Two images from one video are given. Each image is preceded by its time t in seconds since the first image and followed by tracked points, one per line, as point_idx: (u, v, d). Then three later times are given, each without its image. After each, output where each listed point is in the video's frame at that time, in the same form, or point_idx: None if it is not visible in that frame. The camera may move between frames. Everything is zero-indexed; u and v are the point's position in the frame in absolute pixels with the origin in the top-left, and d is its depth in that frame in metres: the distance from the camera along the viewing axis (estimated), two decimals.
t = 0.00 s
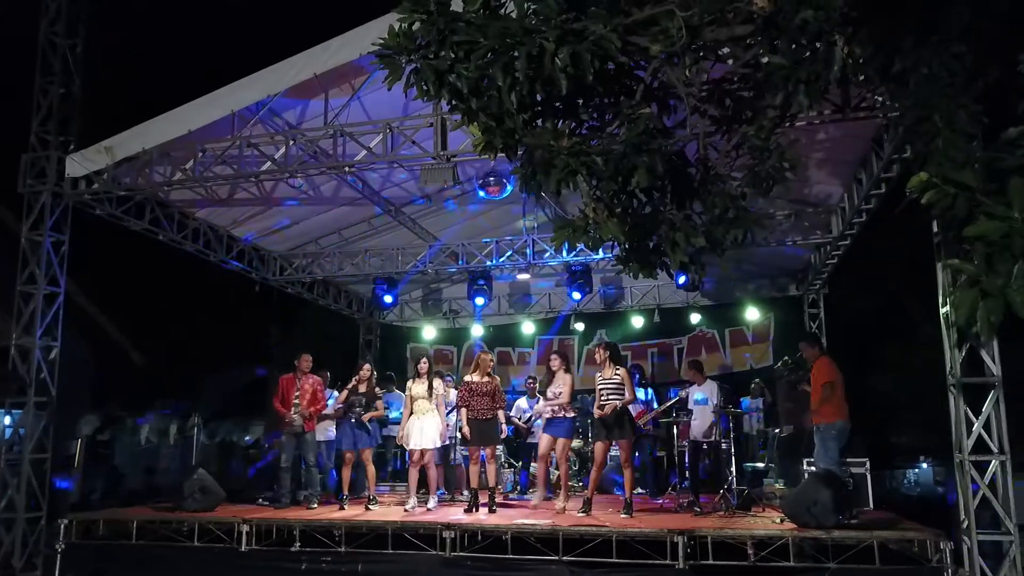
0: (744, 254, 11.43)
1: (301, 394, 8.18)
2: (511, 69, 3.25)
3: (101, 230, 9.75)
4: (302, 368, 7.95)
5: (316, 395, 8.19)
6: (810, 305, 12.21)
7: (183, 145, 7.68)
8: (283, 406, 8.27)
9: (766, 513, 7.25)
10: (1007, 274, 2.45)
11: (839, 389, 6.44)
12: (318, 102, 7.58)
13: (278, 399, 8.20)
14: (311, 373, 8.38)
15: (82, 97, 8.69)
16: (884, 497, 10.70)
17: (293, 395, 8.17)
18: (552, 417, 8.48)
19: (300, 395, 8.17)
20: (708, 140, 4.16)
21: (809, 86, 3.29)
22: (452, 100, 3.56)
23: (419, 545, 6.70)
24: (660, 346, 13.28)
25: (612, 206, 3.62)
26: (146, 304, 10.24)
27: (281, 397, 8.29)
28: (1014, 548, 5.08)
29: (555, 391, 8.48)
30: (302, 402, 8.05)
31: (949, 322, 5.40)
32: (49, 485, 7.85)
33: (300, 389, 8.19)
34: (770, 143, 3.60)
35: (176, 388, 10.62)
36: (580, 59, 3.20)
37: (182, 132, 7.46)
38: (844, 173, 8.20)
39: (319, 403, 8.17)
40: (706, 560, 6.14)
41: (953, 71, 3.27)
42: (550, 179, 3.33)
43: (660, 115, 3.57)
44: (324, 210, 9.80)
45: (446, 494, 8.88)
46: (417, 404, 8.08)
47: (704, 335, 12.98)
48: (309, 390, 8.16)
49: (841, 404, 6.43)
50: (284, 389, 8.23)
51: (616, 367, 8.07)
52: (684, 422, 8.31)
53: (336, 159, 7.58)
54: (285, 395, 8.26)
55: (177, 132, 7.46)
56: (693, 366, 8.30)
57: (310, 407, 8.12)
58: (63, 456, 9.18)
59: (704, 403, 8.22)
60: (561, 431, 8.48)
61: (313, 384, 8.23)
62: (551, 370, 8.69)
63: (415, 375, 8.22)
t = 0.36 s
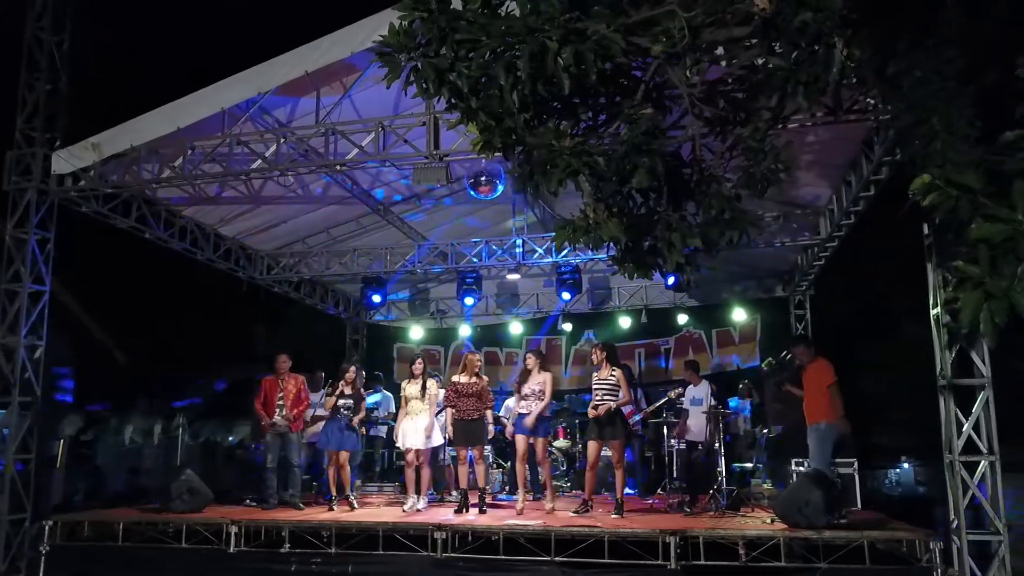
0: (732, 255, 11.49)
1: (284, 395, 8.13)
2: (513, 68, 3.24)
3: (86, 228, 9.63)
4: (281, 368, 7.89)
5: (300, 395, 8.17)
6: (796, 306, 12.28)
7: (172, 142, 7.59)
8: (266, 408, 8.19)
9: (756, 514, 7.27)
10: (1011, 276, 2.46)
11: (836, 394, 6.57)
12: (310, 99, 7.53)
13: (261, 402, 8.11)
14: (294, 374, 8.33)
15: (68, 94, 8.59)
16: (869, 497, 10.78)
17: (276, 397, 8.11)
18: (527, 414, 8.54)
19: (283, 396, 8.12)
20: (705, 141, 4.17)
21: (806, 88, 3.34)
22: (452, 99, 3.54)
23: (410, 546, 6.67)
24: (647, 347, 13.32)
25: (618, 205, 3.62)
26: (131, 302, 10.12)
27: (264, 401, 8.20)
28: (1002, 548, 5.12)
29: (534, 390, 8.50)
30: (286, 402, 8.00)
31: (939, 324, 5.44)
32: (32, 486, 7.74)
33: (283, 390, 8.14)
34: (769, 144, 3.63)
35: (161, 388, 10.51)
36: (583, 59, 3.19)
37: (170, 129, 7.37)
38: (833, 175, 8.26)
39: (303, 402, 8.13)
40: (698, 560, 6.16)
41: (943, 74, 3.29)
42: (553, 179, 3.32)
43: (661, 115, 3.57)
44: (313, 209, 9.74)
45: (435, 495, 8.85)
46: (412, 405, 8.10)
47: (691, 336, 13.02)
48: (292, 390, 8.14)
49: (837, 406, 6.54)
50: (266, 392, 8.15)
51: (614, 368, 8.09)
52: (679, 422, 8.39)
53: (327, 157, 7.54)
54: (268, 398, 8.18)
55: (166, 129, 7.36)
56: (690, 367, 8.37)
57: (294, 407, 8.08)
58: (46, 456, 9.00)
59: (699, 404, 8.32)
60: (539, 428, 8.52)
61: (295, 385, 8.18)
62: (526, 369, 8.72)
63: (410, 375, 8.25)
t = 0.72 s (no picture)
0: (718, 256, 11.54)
1: (273, 394, 8.07)
2: (513, 67, 3.23)
3: (69, 226, 9.51)
4: (270, 368, 7.83)
5: (289, 393, 8.12)
6: (780, 307, 12.36)
7: (159, 138, 7.50)
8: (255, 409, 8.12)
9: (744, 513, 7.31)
10: (1012, 277, 2.49)
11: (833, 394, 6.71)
12: (299, 97, 7.47)
13: (251, 403, 8.05)
14: (281, 372, 8.28)
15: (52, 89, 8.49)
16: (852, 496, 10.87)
17: (265, 396, 8.05)
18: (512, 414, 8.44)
19: (272, 395, 8.06)
20: (698, 142, 4.18)
21: (803, 89, 3.36)
22: (449, 99, 3.52)
23: (399, 547, 6.64)
24: (633, 347, 13.35)
25: (616, 206, 3.62)
26: (114, 300, 10.00)
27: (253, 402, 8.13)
28: (989, 547, 5.18)
29: (514, 390, 8.35)
30: (275, 401, 7.95)
31: (928, 325, 5.50)
32: (14, 486, 7.63)
33: (272, 390, 8.08)
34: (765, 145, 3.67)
35: (144, 387, 10.40)
36: (584, 58, 3.18)
37: (156, 126, 7.27)
38: (820, 177, 8.33)
39: (291, 401, 8.08)
40: (688, 560, 6.17)
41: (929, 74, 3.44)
42: (553, 179, 3.31)
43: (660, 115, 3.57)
44: (300, 207, 9.66)
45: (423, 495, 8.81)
46: (397, 405, 8.05)
47: (676, 336, 13.06)
48: (282, 388, 8.09)
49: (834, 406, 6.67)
50: (255, 392, 8.09)
51: (595, 368, 8.16)
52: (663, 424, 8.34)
53: (316, 155, 7.49)
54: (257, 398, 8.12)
55: (153, 126, 7.27)
56: (672, 368, 8.38)
57: (283, 406, 8.03)
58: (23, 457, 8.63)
59: (682, 405, 8.33)
60: (519, 427, 8.40)
61: (283, 383, 8.13)
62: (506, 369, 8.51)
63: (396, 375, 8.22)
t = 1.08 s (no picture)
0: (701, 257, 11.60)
1: (270, 393, 8.00)
2: (512, 66, 3.24)
3: (50, 222, 9.38)
4: (271, 367, 7.78)
5: (287, 393, 8.08)
6: (762, 308, 12.44)
7: (143, 135, 7.42)
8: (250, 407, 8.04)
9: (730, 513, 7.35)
10: (1013, 278, 2.50)
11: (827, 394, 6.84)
12: (286, 95, 7.41)
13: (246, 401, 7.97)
14: (277, 371, 8.23)
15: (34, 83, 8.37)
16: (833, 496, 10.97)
17: (262, 395, 7.98)
18: (500, 415, 8.28)
19: (269, 395, 7.99)
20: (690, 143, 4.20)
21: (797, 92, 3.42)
22: (446, 97, 3.51)
23: (386, 548, 6.60)
24: (616, 347, 13.38)
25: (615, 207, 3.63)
26: (95, 298, 9.86)
27: (248, 400, 8.05)
28: (974, 547, 5.23)
29: (502, 389, 8.27)
30: (273, 401, 7.91)
31: (913, 327, 5.57)
32: None
33: (268, 389, 8.01)
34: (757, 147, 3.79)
35: (125, 386, 10.27)
36: (583, 58, 3.19)
37: (140, 123, 7.18)
38: (804, 180, 8.41)
39: (290, 400, 8.07)
40: (676, 559, 6.19)
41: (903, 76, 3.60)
42: (551, 177, 3.32)
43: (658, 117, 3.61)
44: (285, 205, 9.59)
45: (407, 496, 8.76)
46: (375, 403, 7.97)
47: (660, 336, 13.10)
48: (278, 387, 8.04)
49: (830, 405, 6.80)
50: (252, 390, 8.02)
51: (566, 368, 8.15)
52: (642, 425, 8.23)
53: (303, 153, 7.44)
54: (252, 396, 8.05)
55: (137, 122, 7.17)
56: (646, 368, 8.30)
57: (282, 406, 7.98)
58: None
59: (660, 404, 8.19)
60: (506, 428, 8.21)
61: (281, 383, 8.08)
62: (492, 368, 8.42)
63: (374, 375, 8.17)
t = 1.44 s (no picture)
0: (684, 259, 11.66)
1: (257, 393, 7.95)
2: (509, 66, 3.25)
3: (29, 220, 9.24)
4: (261, 366, 7.74)
5: (275, 392, 8.03)
6: (744, 310, 12.52)
7: (125, 131, 7.31)
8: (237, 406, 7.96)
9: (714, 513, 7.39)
10: (1009, 282, 2.53)
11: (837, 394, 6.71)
12: (271, 92, 7.34)
13: (234, 400, 7.89)
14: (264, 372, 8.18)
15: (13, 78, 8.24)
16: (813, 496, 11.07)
17: (249, 394, 7.93)
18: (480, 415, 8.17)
19: (256, 394, 7.94)
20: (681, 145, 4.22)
21: (791, 95, 3.46)
22: (442, 97, 3.49)
23: (371, 549, 6.56)
24: (599, 347, 13.41)
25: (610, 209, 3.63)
26: (74, 297, 9.73)
27: (235, 400, 7.97)
28: (956, 546, 5.34)
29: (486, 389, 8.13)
30: (262, 399, 7.86)
31: (898, 328, 5.63)
32: None
33: (256, 388, 7.96)
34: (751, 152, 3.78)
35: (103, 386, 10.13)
36: (581, 59, 3.19)
37: (122, 119, 7.03)
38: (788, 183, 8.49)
39: (278, 401, 8.02)
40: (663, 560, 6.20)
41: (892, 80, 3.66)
42: (549, 178, 3.31)
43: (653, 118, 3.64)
44: (267, 204, 9.50)
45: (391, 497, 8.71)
46: (358, 404, 7.89)
47: (642, 337, 13.14)
48: (267, 386, 7.98)
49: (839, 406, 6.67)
50: (238, 388, 7.95)
51: (543, 369, 8.17)
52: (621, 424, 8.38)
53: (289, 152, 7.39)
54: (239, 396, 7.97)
55: (118, 118, 7.04)
56: (631, 369, 8.36)
57: (270, 406, 7.94)
58: None
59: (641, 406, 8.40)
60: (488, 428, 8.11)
61: (268, 382, 8.03)
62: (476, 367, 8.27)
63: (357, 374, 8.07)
